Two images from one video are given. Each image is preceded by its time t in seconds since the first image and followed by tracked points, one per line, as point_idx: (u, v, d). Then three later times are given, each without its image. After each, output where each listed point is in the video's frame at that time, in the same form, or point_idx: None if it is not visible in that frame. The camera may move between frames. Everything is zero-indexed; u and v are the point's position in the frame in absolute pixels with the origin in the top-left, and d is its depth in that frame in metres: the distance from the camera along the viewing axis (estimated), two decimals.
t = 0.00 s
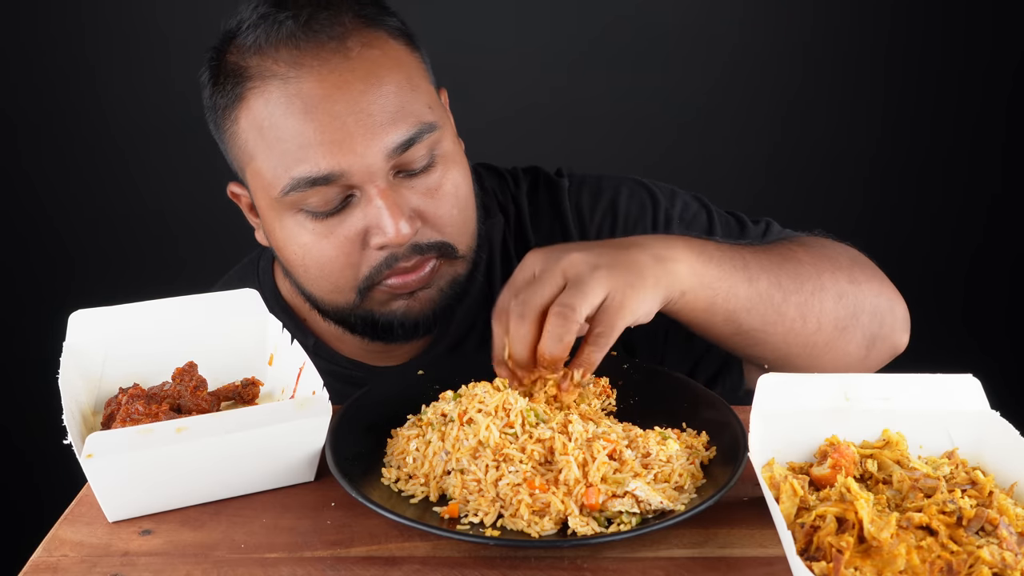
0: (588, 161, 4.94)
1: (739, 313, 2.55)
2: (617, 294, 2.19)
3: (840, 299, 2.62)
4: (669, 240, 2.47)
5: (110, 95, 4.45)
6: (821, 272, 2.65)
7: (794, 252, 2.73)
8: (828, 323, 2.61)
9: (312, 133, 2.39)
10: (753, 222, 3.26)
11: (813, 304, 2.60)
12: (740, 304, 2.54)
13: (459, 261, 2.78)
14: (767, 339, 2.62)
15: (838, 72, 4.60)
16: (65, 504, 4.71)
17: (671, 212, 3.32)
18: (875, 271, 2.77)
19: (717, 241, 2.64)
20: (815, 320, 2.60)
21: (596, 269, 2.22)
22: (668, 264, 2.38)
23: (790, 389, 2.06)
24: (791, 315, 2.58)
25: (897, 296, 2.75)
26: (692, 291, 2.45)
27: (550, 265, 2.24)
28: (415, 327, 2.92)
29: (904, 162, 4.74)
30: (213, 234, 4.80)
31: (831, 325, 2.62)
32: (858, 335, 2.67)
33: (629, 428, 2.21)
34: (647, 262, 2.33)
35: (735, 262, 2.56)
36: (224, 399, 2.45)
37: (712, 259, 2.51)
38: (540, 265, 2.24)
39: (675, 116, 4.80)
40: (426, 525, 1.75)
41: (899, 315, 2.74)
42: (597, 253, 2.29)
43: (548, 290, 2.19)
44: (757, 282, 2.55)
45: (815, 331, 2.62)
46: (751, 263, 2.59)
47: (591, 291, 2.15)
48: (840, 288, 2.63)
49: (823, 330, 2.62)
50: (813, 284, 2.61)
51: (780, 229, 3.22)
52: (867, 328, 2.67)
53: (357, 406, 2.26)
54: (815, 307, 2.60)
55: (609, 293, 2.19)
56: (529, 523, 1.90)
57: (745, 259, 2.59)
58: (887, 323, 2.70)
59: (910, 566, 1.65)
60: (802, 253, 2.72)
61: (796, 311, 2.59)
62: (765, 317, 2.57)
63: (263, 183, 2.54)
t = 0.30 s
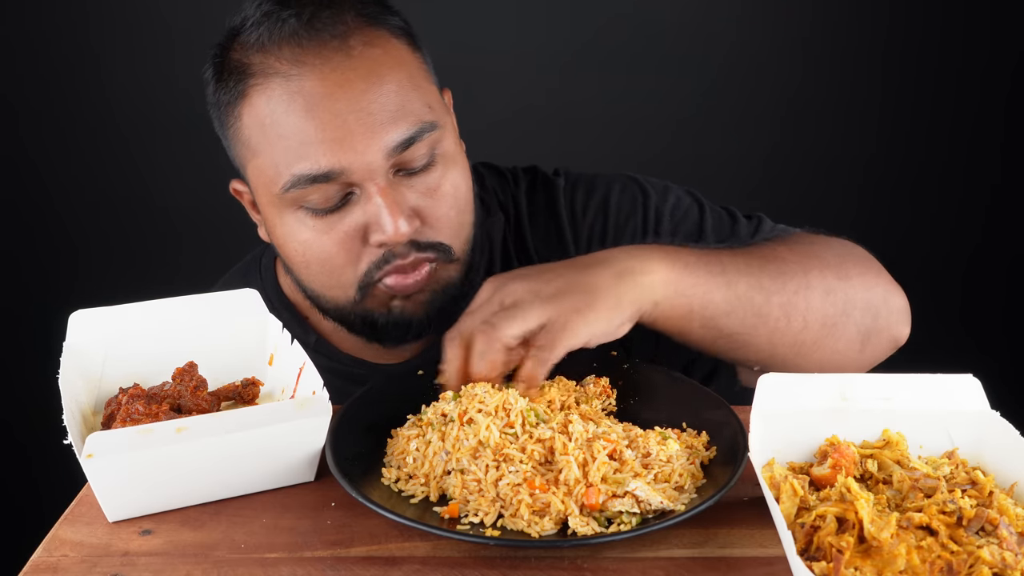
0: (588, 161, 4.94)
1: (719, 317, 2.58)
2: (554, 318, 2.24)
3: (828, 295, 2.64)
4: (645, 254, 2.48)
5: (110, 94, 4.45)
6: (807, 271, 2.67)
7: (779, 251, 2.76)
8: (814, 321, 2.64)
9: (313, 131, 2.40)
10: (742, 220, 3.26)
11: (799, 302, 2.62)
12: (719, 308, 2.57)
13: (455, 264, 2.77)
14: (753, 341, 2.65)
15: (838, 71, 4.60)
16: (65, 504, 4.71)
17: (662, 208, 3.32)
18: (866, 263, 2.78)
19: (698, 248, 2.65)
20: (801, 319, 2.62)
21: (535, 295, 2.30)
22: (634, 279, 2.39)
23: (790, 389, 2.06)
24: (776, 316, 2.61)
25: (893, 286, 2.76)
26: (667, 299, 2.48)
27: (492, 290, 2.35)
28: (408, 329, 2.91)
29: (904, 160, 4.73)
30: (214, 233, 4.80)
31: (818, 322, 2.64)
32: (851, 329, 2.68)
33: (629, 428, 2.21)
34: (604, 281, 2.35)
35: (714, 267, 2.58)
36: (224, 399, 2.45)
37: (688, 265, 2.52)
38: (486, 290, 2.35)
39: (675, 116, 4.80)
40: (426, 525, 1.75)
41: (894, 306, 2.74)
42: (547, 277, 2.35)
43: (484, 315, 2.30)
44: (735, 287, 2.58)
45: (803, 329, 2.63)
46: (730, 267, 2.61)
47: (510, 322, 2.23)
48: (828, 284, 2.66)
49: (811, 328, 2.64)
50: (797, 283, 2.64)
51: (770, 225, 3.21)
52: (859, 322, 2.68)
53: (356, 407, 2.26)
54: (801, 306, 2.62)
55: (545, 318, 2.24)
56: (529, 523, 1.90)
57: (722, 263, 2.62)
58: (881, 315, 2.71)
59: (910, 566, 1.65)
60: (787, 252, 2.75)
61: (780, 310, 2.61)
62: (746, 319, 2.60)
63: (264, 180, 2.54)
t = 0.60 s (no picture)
0: (588, 161, 4.94)
1: (737, 318, 2.56)
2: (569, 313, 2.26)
3: (840, 299, 2.61)
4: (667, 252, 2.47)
5: (110, 95, 4.46)
6: (822, 273, 2.63)
7: (795, 253, 2.70)
8: (827, 324, 2.61)
9: (318, 129, 2.40)
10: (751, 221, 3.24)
11: (814, 306, 2.59)
12: (739, 309, 2.54)
13: (466, 250, 2.76)
14: (765, 344, 2.64)
15: (837, 71, 4.60)
16: (65, 504, 4.71)
17: (670, 211, 3.31)
18: (877, 268, 2.74)
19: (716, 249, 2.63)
20: (814, 322, 2.60)
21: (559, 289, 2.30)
22: (654, 278, 2.38)
23: (789, 389, 2.06)
24: (791, 317, 2.59)
25: (897, 292, 2.72)
26: (687, 299, 2.47)
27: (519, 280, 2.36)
28: (422, 322, 2.89)
29: (905, 160, 4.73)
30: (214, 233, 4.79)
31: (830, 326, 2.62)
32: (859, 334, 2.65)
33: (629, 428, 2.21)
34: (628, 280, 2.34)
35: (731, 267, 2.57)
36: (224, 399, 2.45)
37: (708, 265, 2.51)
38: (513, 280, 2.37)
39: (676, 116, 4.80)
40: (426, 525, 1.75)
41: (901, 312, 2.70)
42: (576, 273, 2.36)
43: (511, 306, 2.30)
44: (755, 288, 2.55)
45: (814, 333, 2.62)
46: (750, 269, 2.59)
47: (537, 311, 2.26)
48: (841, 289, 2.62)
49: (823, 331, 2.62)
50: (813, 285, 2.60)
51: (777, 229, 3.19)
52: (867, 325, 2.65)
53: (357, 407, 2.25)
54: (815, 309, 2.59)
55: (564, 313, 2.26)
56: (529, 523, 1.90)
57: (743, 264, 2.59)
58: (886, 323, 2.68)
59: (910, 566, 1.65)
60: (802, 254, 2.70)
61: (796, 310, 2.59)
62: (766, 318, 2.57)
63: (268, 178, 2.54)
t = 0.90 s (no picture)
0: (589, 161, 4.94)
1: (790, 306, 2.48)
2: (700, 298, 2.13)
3: (868, 288, 2.64)
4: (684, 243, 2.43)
5: (109, 95, 4.45)
6: (850, 264, 2.65)
7: (826, 245, 2.72)
8: (859, 313, 2.62)
9: (324, 132, 2.39)
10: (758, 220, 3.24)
11: (849, 294, 2.60)
12: (791, 297, 2.47)
13: (471, 253, 2.78)
14: (809, 332, 2.59)
15: (837, 72, 4.60)
16: (65, 504, 4.72)
17: (678, 209, 3.32)
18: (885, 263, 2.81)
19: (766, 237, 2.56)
20: (850, 310, 2.60)
21: (682, 269, 2.11)
22: (733, 262, 2.28)
23: (791, 389, 2.06)
24: (831, 306, 2.56)
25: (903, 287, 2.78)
26: (751, 285, 2.36)
27: (635, 265, 2.10)
28: (437, 325, 2.89)
29: (905, 160, 4.74)
30: (213, 233, 4.79)
31: (863, 314, 2.63)
32: (879, 326, 2.68)
33: (630, 428, 2.21)
34: (714, 259, 2.23)
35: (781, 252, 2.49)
36: (224, 399, 2.45)
37: (766, 253, 2.41)
38: (624, 263, 2.12)
39: (676, 115, 4.80)
40: (426, 525, 1.75)
41: (907, 306, 2.77)
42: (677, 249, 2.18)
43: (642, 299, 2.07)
44: (805, 276, 2.48)
45: (851, 321, 2.61)
46: (797, 257, 2.53)
47: (678, 300, 2.07)
48: (870, 278, 2.66)
49: (857, 320, 2.62)
50: (846, 275, 2.61)
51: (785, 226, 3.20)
52: (886, 317, 2.69)
53: (357, 406, 2.25)
54: (850, 298, 2.59)
55: (694, 297, 2.12)
56: (529, 523, 1.90)
57: (790, 254, 2.52)
58: (899, 310, 2.74)
59: (910, 566, 1.65)
60: (831, 246, 2.72)
61: (836, 299, 2.57)
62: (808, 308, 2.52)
63: (274, 184, 2.53)
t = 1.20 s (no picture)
0: (589, 161, 4.94)
1: (757, 318, 2.50)
2: (665, 305, 2.23)
3: (849, 299, 2.61)
4: (681, 244, 2.43)
5: (110, 96, 4.45)
6: (830, 273, 2.64)
7: (805, 251, 2.72)
8: (839, 323, 2.61)
9: (329, 132, 2.39)
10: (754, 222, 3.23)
11: (827, 304, 2.59)
12: (758, 310, 2.49)
13: (472, 249, 2.76)
14: (782, 342, 2.60)
15: (838, 72, 4.60)
16: (65, 503, 4.72)
17: (675, 211, 3.32)
18: (879, 269, 2.79)
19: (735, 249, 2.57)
20: (828, 321, 2.59)
21: (642, 282, 2.21)
22: (694, 272, 2.33)
23: (790, 389, 2.05)
24: (807, 317, 2.56)
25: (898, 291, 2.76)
26: (714, 298, 2.40)
27: (596, 286, 2.20)
28: (434, 324, 2.88)
29: (906, 160, 4.74)
30: (214, 233, 4.79)
31: (842, 325, 2.61)
32: (866, 333, 2.67)
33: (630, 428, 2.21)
34: (674, 272, 2.29)
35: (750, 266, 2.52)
36: (224, 399, 2.45)
37: (730, 265, 2.45)
38: (587, 284, 2.21)
39: (676, 116, 4.80)
40: (426, 525, 1.75)
41: (901, 311, 2.74)
42: (637, 262, 2.27)
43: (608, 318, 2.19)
44: (772, 287, 2.51)
45: (829, 331, 2.60)
46: (767, 268, 2.55)
47: (641, 315, 2.18)
48: (850, 287, 2.63)
49: (836, 330, 2.61)
50: (824, 284, 2.60)
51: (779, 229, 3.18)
52: (874, 325, 2.67)
53: (357, 406, 2.25)
54: (827, 308, 2.58)
55: (659, 306, 2.22)
56: (529, 523, 1.90)
57: (761, 266, 2.54)
58: (891, 313, 2.70)
59: (910, 566, 1.65)
60: (813, 252, 2.71)
61: (810, 310, 2.56)
62: (782, 320, 2.53)
63: (277, 183, 2.53)
